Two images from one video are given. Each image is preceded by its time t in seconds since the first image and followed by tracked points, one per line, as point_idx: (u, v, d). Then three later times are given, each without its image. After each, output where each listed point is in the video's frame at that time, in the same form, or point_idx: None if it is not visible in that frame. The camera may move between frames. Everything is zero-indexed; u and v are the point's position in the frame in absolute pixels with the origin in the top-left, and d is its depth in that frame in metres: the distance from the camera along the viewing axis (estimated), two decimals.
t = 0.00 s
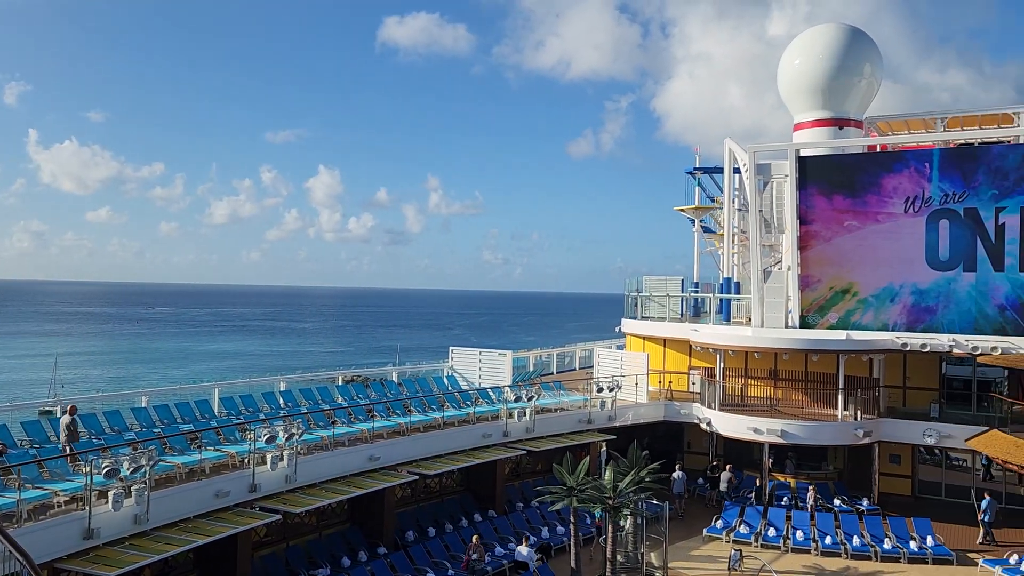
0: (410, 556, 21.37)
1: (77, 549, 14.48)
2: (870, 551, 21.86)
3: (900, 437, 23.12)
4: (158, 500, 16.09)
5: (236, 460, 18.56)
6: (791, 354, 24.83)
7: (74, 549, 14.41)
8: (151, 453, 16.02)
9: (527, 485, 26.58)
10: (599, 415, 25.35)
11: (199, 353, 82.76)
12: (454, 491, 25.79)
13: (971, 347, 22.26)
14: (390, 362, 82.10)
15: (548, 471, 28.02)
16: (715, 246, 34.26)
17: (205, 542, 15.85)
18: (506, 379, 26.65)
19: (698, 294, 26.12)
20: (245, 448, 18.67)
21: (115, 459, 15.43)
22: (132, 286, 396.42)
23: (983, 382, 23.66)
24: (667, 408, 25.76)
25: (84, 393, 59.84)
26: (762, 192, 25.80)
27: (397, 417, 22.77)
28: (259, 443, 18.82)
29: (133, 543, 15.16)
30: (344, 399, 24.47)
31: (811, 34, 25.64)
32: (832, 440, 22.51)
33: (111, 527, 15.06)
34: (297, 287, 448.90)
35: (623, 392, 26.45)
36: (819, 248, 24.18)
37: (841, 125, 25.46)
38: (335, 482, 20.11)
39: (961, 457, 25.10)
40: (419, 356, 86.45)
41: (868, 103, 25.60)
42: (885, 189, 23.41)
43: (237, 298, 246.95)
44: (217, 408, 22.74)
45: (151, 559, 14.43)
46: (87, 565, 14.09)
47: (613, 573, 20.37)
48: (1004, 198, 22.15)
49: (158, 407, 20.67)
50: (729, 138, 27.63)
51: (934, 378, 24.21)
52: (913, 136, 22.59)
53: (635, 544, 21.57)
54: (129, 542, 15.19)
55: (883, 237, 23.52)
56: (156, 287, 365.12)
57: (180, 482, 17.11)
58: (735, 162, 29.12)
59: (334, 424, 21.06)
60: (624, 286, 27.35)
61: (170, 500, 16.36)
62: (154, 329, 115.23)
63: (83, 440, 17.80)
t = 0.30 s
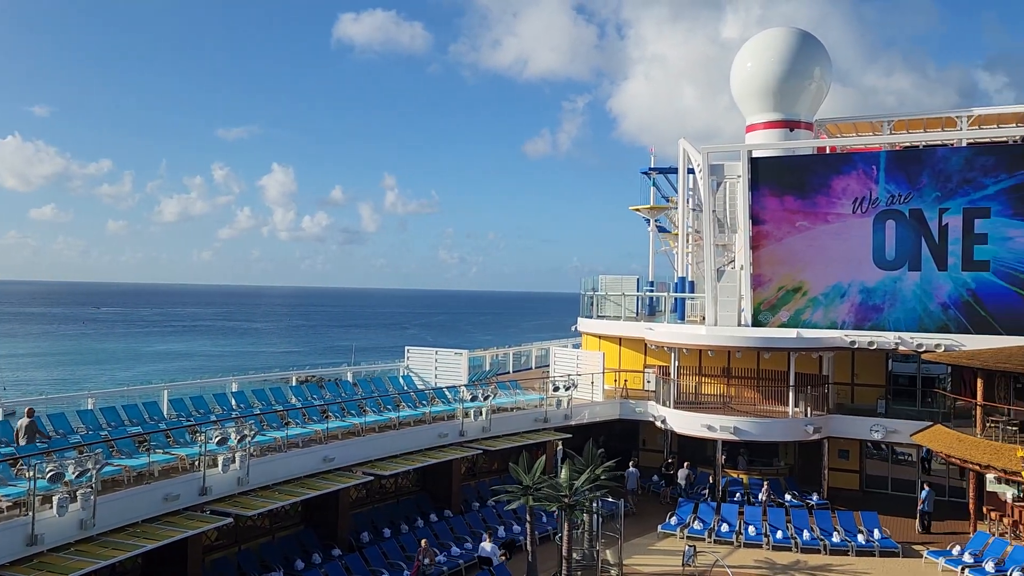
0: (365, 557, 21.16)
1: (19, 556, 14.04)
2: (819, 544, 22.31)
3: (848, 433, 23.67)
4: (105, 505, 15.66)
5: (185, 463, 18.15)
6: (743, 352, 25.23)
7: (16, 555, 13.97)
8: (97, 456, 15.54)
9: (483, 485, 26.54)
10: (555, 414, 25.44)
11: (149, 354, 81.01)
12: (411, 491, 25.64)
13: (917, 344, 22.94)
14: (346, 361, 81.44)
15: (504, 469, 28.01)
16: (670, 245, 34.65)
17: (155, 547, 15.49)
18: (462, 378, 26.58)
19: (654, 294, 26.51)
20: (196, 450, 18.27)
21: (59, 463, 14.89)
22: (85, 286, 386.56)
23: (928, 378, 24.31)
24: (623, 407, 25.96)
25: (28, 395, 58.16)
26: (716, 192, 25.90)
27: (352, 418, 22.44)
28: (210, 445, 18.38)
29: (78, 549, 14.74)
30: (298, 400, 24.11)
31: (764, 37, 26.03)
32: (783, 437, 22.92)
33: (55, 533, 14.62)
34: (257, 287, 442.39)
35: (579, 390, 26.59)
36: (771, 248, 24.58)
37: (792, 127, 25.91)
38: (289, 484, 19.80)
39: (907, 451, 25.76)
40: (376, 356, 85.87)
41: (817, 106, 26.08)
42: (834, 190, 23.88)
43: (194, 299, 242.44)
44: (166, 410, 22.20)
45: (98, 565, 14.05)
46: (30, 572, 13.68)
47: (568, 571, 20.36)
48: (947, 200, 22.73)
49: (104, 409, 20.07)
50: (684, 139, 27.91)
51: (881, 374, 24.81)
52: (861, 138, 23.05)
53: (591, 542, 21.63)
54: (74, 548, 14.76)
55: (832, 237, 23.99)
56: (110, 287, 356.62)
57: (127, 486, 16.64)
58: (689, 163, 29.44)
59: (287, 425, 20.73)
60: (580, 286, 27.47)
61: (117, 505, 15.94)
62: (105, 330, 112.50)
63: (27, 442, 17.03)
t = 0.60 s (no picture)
0: (321, 559, 20.91)
1: None
2: (772, 538, 22.67)
3: (801, 428, 24.08)
4: (52, 510, 15.22)
5: (136, 466, 17.79)
6: (699, 350, 25.50)
7: None
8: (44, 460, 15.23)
9: (441, 484, 26.42)
10: (513, 412, 25.37)
11: (99, 354, 79.12)
12: (367, 491, 25.42)
13: (866, 341, 23.44)
14: (302, 361, 80.46)
15: (462, 469, 27.93)
16: (627, 244, 34.92)
17: (103, 551, 15.10)
18: (420, 378, 26.44)
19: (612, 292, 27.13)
20: (146, 453, 17.95)
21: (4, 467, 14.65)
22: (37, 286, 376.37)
23: (876, 375, 25.13)
24: (580, 405, 26.04)
25: None
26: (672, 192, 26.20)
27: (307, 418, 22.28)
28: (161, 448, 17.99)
29: (23, 555, 14.30)
30: (253, 400, 23.72)
31: (719, 39, 26.38)
32: (738, 433, 23.24)
33: None
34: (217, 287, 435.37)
35: (537, 389, 26.64)
36: (725, 247, 24.89)
37: (746, 127, 26.29)
38: (243, 486, 19.44)
39: (856, 446, 26.13)
40: (333, 356, 85.05)
41: (771, 107, 26.50)
42: (787, 191, 24.27)
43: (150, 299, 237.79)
44: (115, 411, 21.64)
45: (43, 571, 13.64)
46: None
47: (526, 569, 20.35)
48: (894, 200, 23.27)
49: (50, 411, 19.50)
50: (641, 138, 28.11)
51: (832, 371, 25.34)
52: (812, 140, 23.50)
53: (548, 539, 21.66)
54: (19, 554, 14.33)
55: (785, 236, 24.39)
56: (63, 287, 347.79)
57: (74, 490, 16.19)
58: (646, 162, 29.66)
59: (241, 427, 20.38)
60: (538, 285, 27.51)
61: (63, 510, 15.47)
62: (54, 330, 109.81)
63: None
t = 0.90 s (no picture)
0: (279, 561, 20.64)
1: None
2: (729, 533, 22.96)
3: (757, 425, 24.40)
4: None
5: (87, 469, 17.41)
6: (657, 348, 25.49)
7: None
8: None
9: (401, 484, 26.29)
10: (473, 411, 25.29)
11: (49, 355, 77.34)
12: (326, 492, 25.18)
13: (820, 338, 23.82)
14: (259, 361, 79.41)
15: (422, 468, 27.80)
16: (587, 243, 35.10)
17: (52, 557, 14.70)
18: (379, 377, 26.28)
19: (571, 291, 27.21)
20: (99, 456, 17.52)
21: None
22: None
23: (831, 372, 25.55)
24: (540, 403, 26.08)
25: None
26: (632, 191, 26.16)
27: (265, 418, 21.93)
28: (113, 450, 17.57)
29: None
30: (208, 401, 23.31)
31: (678, 40, 26.63)
32: (696, 431, 23.41)
33: None
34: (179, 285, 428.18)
35: (497, 387, 26.65)
36: (684, 245, 25.13)
37: (704, 127, 26.56)
38: (199, 488, 19.08)
39: (811, 441, 26.57)
40: (291, 356, 84.09)
41: (728, 108, 26.82)
42: (744, 190, 24.53)
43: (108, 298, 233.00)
44: (65, 414, 21.05)
45: None
46: None
47: (486, 568, 20.35)
48: (848, 200, 23.70)
49: None
50: (601, 138, 28.22)
51: (787, 369, 25.68)
52: (768, 140, 23.83)
53: (507, 538, 21.71)
54: None
55: (742, 236, 24.70)
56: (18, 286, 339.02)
57: (22, 494, 15.73)
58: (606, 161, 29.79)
59: (196, 428, 20.00)
60: (498, 283, 27.49)
61: (10, 516, 15.02)
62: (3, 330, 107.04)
63: None
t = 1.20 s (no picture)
0: (239, 563, 20.33)
1: None
2: (691, 530, 23.16)
3: (718, 422, 24.66)
4: None
5: (40, 473, 17.08)
6: (620, 346, 25.82)
7: None
8: None
9: (364, 484, 26.09)
10: (437, 411, 25.19)
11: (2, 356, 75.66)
12: (287, 494, 24.92)
13: (780, 337, 24.02)
14: (219, 361, 78.38)
15: (385, 468, 27.65)
16: (551, 242, 35.23)
17: (4, 563, 14.33)
18: (341, 377, 26.10)
19: (535, 290, 27.24)
20: (52, 459, 17.22)
21: None
22: None
23: (789, 369, 25.91)
24: (504, 402, 26.10)
25: None
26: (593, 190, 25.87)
27: (225, 420, 21.57)
28: (67, 452, 17.16)
29: None
30: (166, 402, 22.94)
31: (640, 41, 26.82)
32: (660, 429, 23.58)
33: None
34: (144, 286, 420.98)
35: (461, 386, 26.61)
36: (646, 244, 25.30)
37: (666, 127, 26.79)
38: (157, 491, 18.72)
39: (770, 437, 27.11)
40: (251, 356, 83.06)
41: (690, 108, 27.08)
42: (705, 190, 24.76)
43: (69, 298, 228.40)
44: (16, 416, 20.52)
45: None
46: None
47: (450, 568, 20.22)
48: (806, 200, 24.05)
49: None
50: (564, 137, 28.30)
51: (748, 366, 26.04)
52: (729, 140, 24.08)
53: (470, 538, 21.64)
54: None
55: (703, 235, 24.93)
56: None
57: None
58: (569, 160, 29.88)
59: (153, 429, 19.66)
60: (461, 282, 27.45)
61: None
62: None
63: None
